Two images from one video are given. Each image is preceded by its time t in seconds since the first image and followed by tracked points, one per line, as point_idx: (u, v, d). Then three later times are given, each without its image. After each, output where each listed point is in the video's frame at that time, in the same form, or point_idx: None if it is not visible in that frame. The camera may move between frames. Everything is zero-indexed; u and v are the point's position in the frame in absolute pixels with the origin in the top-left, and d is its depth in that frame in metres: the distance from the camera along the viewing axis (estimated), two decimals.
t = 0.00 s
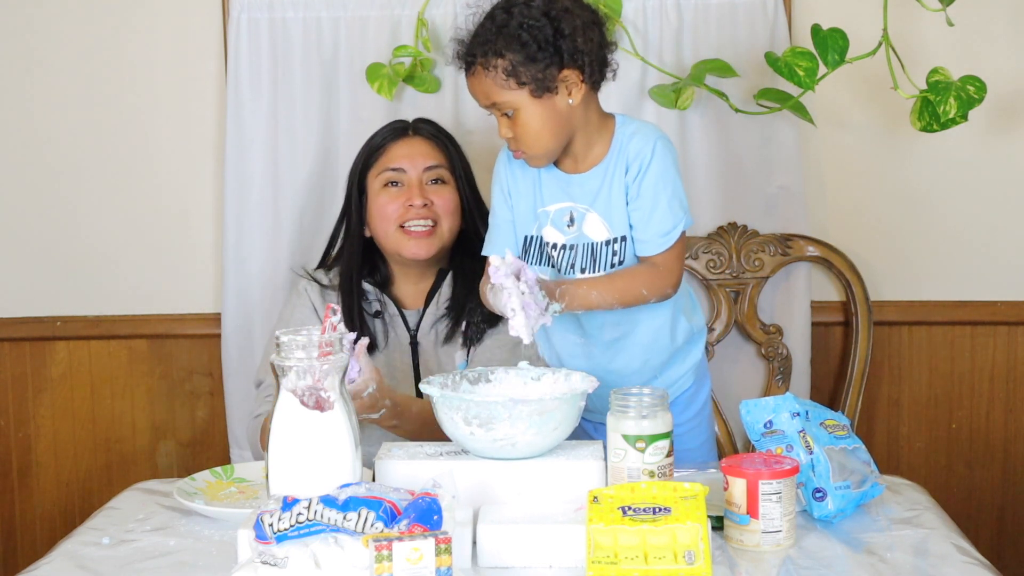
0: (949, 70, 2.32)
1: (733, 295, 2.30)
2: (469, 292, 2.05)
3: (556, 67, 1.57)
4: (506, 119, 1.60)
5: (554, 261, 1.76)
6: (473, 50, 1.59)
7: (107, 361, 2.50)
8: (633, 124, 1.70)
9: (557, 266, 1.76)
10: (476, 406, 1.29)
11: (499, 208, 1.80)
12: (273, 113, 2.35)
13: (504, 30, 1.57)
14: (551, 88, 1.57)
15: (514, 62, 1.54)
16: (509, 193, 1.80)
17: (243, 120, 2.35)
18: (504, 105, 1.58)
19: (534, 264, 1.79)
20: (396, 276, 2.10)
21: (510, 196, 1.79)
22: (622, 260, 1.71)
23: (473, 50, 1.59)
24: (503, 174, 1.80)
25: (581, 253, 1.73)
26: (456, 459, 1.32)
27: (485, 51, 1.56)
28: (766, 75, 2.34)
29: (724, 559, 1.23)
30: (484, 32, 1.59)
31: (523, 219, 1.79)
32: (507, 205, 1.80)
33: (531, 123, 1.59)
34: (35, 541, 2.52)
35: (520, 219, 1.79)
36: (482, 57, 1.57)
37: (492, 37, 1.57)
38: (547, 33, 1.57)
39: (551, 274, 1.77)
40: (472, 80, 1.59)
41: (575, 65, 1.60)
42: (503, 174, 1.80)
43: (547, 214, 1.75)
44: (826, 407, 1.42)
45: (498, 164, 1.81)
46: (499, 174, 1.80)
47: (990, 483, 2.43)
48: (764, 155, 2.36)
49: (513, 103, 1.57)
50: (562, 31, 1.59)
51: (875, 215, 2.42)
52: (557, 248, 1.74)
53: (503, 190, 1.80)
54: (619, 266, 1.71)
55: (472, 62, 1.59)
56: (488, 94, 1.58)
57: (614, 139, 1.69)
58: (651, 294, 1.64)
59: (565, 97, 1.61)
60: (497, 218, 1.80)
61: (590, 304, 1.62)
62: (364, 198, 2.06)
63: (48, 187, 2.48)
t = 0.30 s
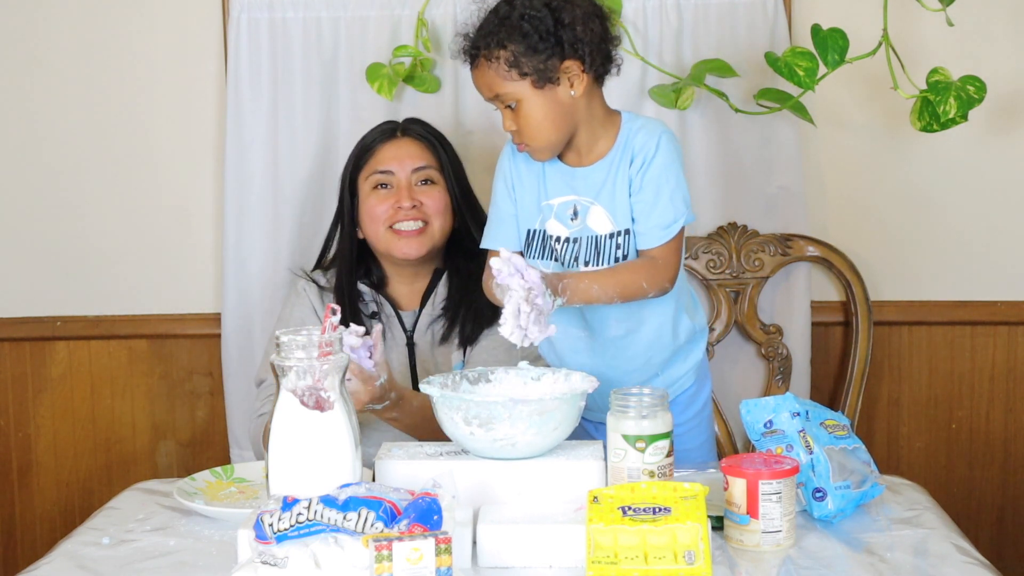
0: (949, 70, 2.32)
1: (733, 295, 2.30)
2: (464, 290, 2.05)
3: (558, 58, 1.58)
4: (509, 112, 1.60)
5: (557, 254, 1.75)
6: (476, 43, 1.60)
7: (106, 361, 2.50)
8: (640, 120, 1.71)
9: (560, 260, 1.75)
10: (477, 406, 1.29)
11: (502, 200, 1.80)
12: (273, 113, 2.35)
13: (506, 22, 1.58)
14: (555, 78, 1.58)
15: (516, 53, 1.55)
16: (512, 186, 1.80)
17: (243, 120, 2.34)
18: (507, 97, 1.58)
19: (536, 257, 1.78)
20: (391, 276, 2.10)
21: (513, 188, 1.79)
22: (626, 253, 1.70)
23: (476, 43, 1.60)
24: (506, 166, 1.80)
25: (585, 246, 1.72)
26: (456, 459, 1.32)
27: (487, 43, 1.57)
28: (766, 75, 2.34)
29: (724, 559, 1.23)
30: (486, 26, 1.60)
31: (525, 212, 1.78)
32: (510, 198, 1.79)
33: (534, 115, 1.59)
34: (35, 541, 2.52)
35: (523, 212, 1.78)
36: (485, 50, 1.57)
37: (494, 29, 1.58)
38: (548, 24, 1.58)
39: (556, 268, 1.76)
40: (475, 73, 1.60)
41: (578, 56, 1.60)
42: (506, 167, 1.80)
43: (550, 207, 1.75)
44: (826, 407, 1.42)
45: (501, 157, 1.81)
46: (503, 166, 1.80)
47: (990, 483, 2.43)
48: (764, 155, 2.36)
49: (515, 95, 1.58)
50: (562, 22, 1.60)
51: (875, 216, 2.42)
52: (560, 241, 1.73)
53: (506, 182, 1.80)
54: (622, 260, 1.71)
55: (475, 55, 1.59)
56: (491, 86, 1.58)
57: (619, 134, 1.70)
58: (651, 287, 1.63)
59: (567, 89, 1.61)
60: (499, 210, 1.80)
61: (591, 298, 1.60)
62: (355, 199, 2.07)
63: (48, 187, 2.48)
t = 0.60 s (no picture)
0: (949, 70, 2.32)
1: (733, 295, 2.30)
2: (462, 286, 2.04)
3: (562, 49, 1.58)
4: (514, 105, 1.61)
5: (558, 248, 1.74)
6: (480, 38, 1.60)
7: (106, 361, 2.50)
8: (644, 115, 1.72)
9: (561, 254, 1.74)
10: (476, 406, 1.29)
11: (503, 193, 1.81)
12: (273, 114, 2.35)
13: (510, 15, 1.58)
14: (559, 69, 1.58)
15: (520, 45, 1.55)
16: (514, 180, 1.80)
17: (243, 120, 2.34)
18: (511, 89, 1.58)
19: (537, 251, 1.78)
20: (391, 276, 2.11)
21: (515, 182, 1.80)
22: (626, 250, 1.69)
23: (480, 38, 1.60)
24: (509, 159, 1.81)
25: (586, 239, 1.71)
26: (456, 459, 1.32)
27: (491, 36, 1.58)
28: (766, 75, 2.34)
29: (724, 559, 1.23)
30: (490, 21, 1.60)
31: (528, 205, 1.79)
32: (512, 191, 1.80)
33: (539, 106, 1.59)
34: (35, 541, 2.52)
35: (525, 205, 1.79)
36: (490, 44, 1.58)
37: (499, 23, 1.58)
38: (552, 16, 1.59)
39: (557, 262, 1.76)
40: (480, 67, 1.60)
41: (582, 47, 1.60)
42: (509, 161, 1.81)
43: (552, 200, 1.75)
44: (826, 407, 1.42)
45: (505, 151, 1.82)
46: (506, 160, 1.81)
47: (990, 483, 2.43)
48: (764, 155, 2.36)
49: (520, 87, 1.58)
50: (566, 15, 1.60)
51: (875, 216, 2.42)
52: (561, 234, 1.73)
53: (509, 176, 1.80)
54: (622, 254, 1.69)
55: (479, 50, 1.60)
56: (496, 80, 1.59)
57: (623, 129, 1.70)
58: (647, 281, 1.61)
59: (571, 81, 1.61)
60: (500, 201, 1.81)
61: (587, 300, 1.57)
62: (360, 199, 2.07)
63: (49, 187, 2.48)
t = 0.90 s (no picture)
0: (948, 70, 2.32)
1: (733, 295, 2.30)
2: (462, 289, 2.05)
3: (573, 40, 1.58)
4: (524, 98, 1.60)
5: (563, 239, 1.75)
6: (491, 31, 1.60)
7: (106, 361, 2.50)
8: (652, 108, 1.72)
9: (565, 245, 1.75)
10: (476, 406, 1.29)
11: (510, 184, 1.82)
12: (273, 114, 2.35)
13: (521, 8, 1.58)
14: (571, 61, 1.57)
15: (532, 37, 1.55)
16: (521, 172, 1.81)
17: (243, 121, 2.34)
18: (522, 81, 1.57)
19: (542, 243, 1.78)
20: (389, 276, 2.10)
21: (522, 174, 1.81)
22: (630, 241, 1.69)
23: (490, 32, 1.60)
24: (518, 151, 1.82)
25: (590, 230, 1.72)
26: (456, 459, 1.32)
27: (503, 29, 1.57)
28: (766, 75, 2.34)
29: (724, 559, 1.23)
30: (500, 14, 1.60)
31: (534, 197, 1.79)
32: (518, 183, 1.81)
33: (550, 98, 1.58)
34: (35, 541, 2.52)
35: (531, 196, 1.80)
36: (501, 36, 1.57)
37: (509, 16, 1.58)
38: (562, 8, 1.59)
39: (560, 254, 1.76)
40: (491, 61, 1.59)
41: (592, 39, 1.60)
42: (517, 154, 1.82)
43: (558, 191, 1.75)
44: (826, 407, 1.42)
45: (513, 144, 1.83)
46: (514, 152, 1.82)
47: (990, 483, 2.43)
48: (764, 156, 2.36)
49: (531, 79, 1.57)
50: (576, 7, 1.60)
51: (875, 216, 2.42)
52: (567, 225, 1.74)
53: (516, 169, 1.81)
54: (626, 246, 1.70)
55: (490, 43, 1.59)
56: (507, 73, 1.58)
57: (631, 121, 1.70)
58: (654, 271, 1.57)
59: (581, 73, 1.61)
60: (506, 194, 1.81)
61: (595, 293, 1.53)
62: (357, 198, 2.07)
63: (49, 188, 2.48)
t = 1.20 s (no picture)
0: (948, 70, 2.32)
1: (733, 295, 2.30)
2: (463, 286, 2.05)
3: (583, 34, 1.58)
4: (534, 91, 1.60)
5: (566, 236, 1.74)
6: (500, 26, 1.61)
7: (106, 361, 2.50)
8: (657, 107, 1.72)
9: (569, 242, 1.74)
10: (476, 406, 1.29)
11: (514, 185, 1.82)
12: (273, 114, 2.35)
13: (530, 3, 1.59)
14: (580, 55, 1.58)
15: (541, 31, 1.55)
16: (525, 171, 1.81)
17: (243, 121, 2.34)
18: (532, 75, 1.58)
19: (545, 240, 1.78)
20: (392, 275, 2.10)
21: (527, 172, 1.81)
22: (632, 239, 1.70)
23: (500, 26, 1.61)
24: (522, 150, 1.82)
25: (594, 227, 1.71)
26: (456, 459, 1.32)
27: (512, 23, 1.58)
28: (766, 75, 2.34)
29: (724, 559, 1.23)
30: (510, 9, 1.61)
31: (538, 195, 1.79)
32: (522, 183, 1.81)
33: (559, 92, 1.59)
34: (35, 542, 2.52)
35: (535, 194, 1.79)
36: (510, 30, 1.58)
37: (519, 10, 1.59)
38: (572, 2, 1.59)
39: (563, 251, 1.75)
40: (501, 55, 1.60)
41: (602, 33, 1.61)
42: (522, 153, 1.82)
43: (562, 188, 1.75)
44: (826, 407, 1.42)
45: (518, 143, 1.83)
46: (519, 151, 1.82)
47: (990, 483, 2.43)
48: (764, 156, 2.36)
49: (541, 73, 1.58)
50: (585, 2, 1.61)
51: (875, 216, 2.42)
52: (570, 222, 1.73)
53: (521, 167, 1.81)
54: (630, 243, 1.70)
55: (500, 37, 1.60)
56: (517, 66, 1.59)
57: (636, 119, 1.70)
58: (661, 267, 1.57)
59: (590, 67, 1.61)
60: (511, 194, 1.82)
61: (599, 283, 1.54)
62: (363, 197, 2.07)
63: (49, 188, 2.48)
